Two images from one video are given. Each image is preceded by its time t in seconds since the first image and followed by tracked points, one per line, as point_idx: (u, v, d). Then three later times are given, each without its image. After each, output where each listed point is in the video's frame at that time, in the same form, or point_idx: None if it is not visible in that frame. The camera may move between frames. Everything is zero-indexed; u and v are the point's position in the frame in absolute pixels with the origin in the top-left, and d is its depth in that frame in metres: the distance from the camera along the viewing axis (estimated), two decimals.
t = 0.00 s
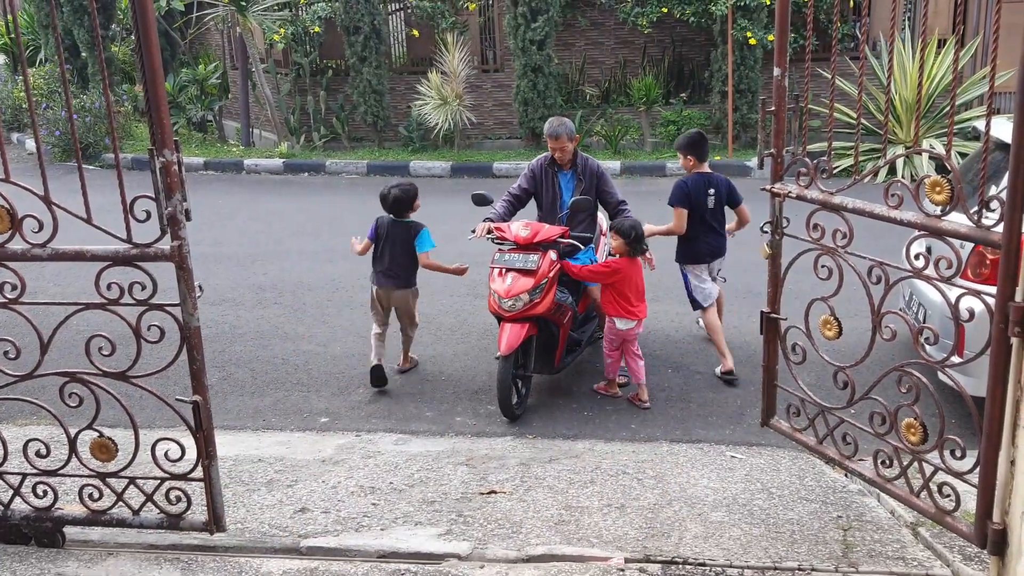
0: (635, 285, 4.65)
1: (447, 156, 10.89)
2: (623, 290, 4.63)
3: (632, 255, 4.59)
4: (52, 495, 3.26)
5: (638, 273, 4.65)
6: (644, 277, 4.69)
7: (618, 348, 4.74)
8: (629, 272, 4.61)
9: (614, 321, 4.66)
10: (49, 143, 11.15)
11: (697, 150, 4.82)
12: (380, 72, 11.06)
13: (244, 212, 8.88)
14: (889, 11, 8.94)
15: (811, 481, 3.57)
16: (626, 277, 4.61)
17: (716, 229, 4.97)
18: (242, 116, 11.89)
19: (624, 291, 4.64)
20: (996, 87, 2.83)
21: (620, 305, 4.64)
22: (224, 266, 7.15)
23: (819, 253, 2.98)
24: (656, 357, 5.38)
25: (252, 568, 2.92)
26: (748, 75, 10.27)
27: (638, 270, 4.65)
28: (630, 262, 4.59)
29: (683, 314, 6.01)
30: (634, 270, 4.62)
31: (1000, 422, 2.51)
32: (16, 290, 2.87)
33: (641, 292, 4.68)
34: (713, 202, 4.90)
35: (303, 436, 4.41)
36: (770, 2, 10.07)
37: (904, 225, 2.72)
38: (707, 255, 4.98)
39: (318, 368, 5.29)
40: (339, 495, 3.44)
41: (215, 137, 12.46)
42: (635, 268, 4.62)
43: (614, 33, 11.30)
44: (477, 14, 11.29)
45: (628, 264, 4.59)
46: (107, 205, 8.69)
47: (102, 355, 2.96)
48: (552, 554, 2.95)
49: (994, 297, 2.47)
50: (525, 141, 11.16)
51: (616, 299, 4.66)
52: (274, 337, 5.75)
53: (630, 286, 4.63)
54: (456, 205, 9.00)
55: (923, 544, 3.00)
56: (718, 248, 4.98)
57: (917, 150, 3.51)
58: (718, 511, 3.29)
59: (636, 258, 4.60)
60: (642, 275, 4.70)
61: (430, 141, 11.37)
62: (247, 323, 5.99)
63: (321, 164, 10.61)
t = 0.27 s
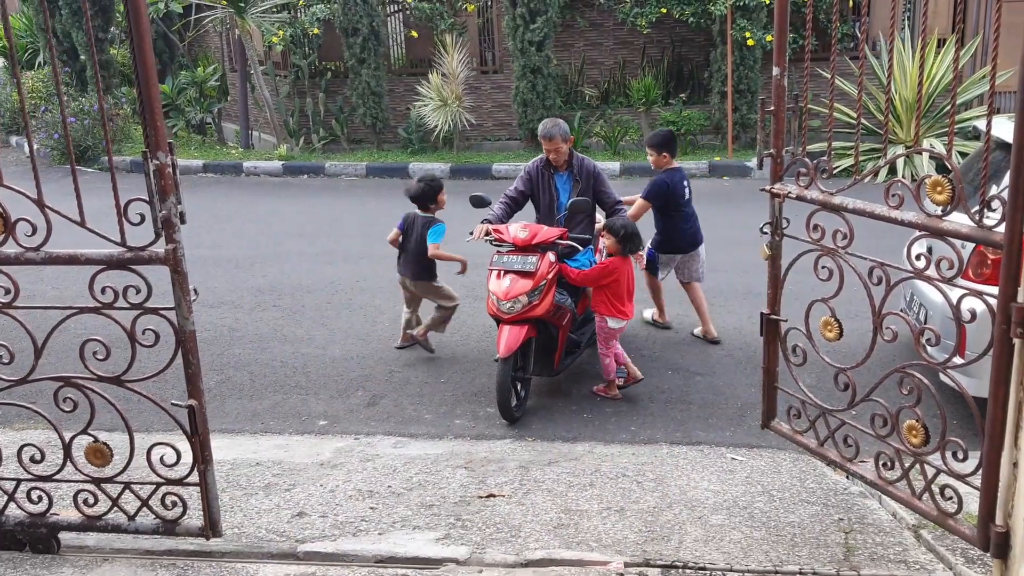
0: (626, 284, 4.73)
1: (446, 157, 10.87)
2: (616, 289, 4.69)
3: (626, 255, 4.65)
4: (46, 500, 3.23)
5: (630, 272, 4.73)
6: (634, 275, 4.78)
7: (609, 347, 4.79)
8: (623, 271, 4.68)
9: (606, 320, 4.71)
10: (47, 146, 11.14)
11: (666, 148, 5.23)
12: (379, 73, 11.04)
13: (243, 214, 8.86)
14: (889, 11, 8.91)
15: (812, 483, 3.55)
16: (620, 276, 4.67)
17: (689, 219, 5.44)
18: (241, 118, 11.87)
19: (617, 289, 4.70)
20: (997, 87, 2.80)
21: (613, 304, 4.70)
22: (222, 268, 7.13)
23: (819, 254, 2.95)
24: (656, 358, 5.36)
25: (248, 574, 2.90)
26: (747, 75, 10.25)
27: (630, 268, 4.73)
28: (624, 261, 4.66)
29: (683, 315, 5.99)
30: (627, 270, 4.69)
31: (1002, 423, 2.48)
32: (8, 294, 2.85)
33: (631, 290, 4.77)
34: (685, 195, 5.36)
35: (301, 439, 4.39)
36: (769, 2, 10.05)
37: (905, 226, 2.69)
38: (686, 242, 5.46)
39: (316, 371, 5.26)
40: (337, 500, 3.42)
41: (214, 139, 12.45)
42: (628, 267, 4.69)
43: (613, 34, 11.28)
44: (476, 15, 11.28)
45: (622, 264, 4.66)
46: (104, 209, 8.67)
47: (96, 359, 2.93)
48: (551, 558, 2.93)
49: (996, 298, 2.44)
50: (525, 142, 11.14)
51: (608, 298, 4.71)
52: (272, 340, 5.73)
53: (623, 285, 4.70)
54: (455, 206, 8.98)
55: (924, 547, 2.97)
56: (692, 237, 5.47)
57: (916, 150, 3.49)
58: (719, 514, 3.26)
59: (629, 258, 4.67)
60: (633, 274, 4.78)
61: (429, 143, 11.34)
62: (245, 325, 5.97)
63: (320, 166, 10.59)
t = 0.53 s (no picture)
0: (619, 288, 4.71)
1: (441, 162, 10.84)
2: (609, 294, 4.67)
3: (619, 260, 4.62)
4: (30, 513, 3.20)
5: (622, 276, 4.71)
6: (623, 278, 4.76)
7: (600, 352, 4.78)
8: (616, 276, 4.65)
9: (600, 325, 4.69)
10: (42, 152, 11.13)
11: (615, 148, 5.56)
12: (374, 78, 11.03)
13: (237, 220, 8.83)
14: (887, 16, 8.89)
15: (807, 492, 3.51)
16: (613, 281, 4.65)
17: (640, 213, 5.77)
18: (236, 123, 11.85)
19: (610, 294, 4.68)
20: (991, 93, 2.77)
21: (606, 309, 4.69)
22: (215, 274, 7.09)
23: (812, 261, 2.92)
24: (650, 364, 5.32)
25: None
26: (743, 79, 10.23)
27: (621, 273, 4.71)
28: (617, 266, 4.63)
29: (678, 320, 5.95)
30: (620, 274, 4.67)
31: (996, 433, 2.45)
32: None
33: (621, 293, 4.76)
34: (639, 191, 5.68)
35: (291, 448, 4.35)
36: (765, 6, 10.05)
37: (897, 233, 2.66)
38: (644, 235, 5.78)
39: (308, 379, 5.23)
40: (325, 511, 3.38)
41: (209, 144, 12.43)
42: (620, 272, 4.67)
43: (609, 38, 11.26)
44: (472, 19, 11.32)
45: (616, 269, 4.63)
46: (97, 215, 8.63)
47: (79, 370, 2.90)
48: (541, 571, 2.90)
49: (989, 306, 2.41)
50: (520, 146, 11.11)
51: (602, 303, 4.69)
52: (264, 347, 5.69)
53: (615, 289, 4.68)
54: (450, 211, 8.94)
55: (920, 558, 2.93)
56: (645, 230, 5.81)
57: (911, 155, 3.46)
58: (711, 524, 3.22)
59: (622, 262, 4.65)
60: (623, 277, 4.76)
61: (425, 148, 11.32)
62: (237, 332, 5.93)
63: (315, 171, 10.56)
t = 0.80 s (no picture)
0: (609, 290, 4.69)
1: (435, 165, 10.81)
2: (600, 297, 4.65)
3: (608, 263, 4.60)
4: (8, 523, 3.15)
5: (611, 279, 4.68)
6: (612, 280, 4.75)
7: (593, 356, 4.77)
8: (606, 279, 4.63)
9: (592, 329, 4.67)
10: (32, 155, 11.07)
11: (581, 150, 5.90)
12: (367, 81, 10.99)
13: (229, 223, 8.79)
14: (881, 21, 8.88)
15: (798, 499, 3.49)
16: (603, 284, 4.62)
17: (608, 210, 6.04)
18: (228, 126, 11.79)
19: (601, 297, 4.66)
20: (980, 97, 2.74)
21: (598, 312, 4.67)
22: (206, 279, 7.05)
23: (801, 267, 2.89)
24: (642, 369, 5.30)
25: None
26: (737, 82, 10.21)
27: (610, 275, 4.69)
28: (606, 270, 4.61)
29: (670, 324, 5.93)
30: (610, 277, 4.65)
31: (987, 442, 2.42)
32: None
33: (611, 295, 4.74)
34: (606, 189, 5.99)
35: (279, 455, 4.31)
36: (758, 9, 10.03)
37: (887, 238, 2.63)
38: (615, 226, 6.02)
39: (297, 384, 5.19)
40: (310, 520, 3.34)
41: (201, 147, 12.38)
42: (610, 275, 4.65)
43: (603, 41, 11.22)
44: (465, 22, 11.20)
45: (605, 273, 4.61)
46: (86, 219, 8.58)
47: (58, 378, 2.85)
48: None
49: (980, 313, 2.38)
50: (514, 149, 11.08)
51: (593, 307, 4.66)
52: (253, 352, 5.65)
53: (605, 292, 4.66)
54: (443, 215, 8.91)
55: (911, 567, 2.90)
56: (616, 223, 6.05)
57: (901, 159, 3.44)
58: (701, 532, 3.19)
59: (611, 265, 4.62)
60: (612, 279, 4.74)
61: (418, 151, 11.28)
62: (227, 337, 5.89)
63: (308, 175, 10.52)
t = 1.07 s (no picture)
0: (602, 295, 4.65)
1: (429, 170, 10.78)
2: (592, 302, 4.61)
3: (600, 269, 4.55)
4: None
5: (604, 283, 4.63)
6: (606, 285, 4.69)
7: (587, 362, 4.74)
8: (599, 284, 4.58)
9: (585, 334, 4.64)
10: (25, 161, 11.02)
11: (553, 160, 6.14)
12: (361, 86, 10.98)
13: (222, 229, 8.76)
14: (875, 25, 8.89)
15: (793, 506, 3.47)
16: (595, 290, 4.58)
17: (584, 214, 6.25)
18: (223, 131, 11.76)
19: (593, 302, 4.62)
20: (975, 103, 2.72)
21: (590, 317, 4.64)
22: (198, 285, 7.01)
23: (795, 273, 2.87)
24: (637, 375, 5.27)
25: None
26: (731, 86, 10.21)
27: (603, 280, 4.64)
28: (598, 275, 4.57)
29: (665, 330, 5.91)
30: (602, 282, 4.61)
31: (983, 450, 2.40)
32: None
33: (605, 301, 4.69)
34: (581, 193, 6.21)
35: (271, 463, 4.28)
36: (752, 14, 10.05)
37: (881, 245, 2.61)
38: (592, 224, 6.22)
39: (290, 392, 5.15)
40: (302, 529, 3.31)
41: (195, 152, 12.34)
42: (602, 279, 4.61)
43: (598, 46, 11.22)
44: (460, 26, 11.26)
45: (597, 278, 4.56)
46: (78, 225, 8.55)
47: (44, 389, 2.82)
48: None
49: (975, 320, 2.36)
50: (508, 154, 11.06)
51: (586, 312, 4.63)
52: (245, 359, 5.62)
53: (598, 298, 4.61)
54: (438, 219, 8.88)
55: None
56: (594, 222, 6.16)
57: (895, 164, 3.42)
58: (696, 541, 3.17)
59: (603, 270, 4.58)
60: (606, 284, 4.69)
61: (413, 156, 11.25)
62: (219, 344, 5.85)
63: (302, 180, 10.49)
